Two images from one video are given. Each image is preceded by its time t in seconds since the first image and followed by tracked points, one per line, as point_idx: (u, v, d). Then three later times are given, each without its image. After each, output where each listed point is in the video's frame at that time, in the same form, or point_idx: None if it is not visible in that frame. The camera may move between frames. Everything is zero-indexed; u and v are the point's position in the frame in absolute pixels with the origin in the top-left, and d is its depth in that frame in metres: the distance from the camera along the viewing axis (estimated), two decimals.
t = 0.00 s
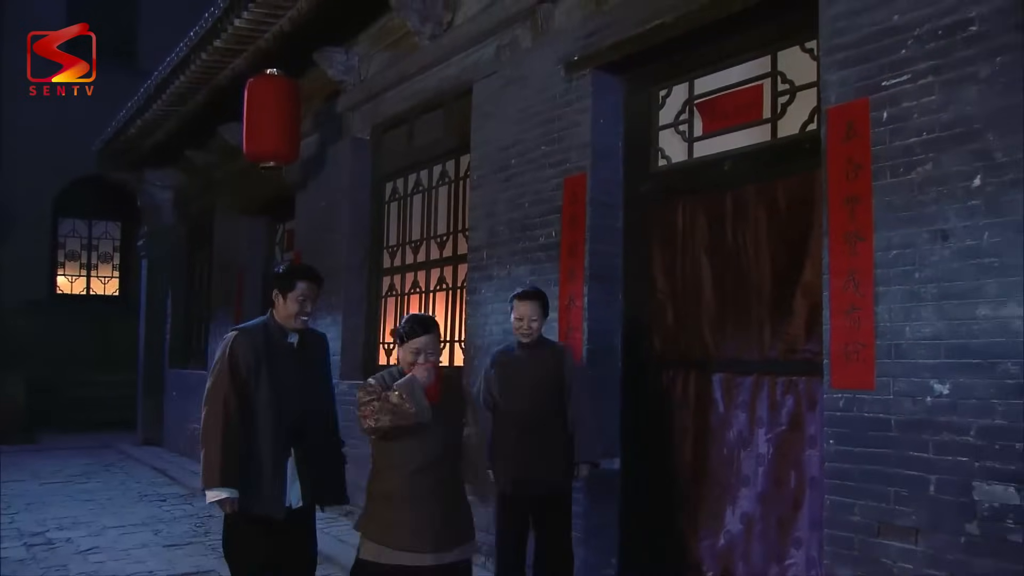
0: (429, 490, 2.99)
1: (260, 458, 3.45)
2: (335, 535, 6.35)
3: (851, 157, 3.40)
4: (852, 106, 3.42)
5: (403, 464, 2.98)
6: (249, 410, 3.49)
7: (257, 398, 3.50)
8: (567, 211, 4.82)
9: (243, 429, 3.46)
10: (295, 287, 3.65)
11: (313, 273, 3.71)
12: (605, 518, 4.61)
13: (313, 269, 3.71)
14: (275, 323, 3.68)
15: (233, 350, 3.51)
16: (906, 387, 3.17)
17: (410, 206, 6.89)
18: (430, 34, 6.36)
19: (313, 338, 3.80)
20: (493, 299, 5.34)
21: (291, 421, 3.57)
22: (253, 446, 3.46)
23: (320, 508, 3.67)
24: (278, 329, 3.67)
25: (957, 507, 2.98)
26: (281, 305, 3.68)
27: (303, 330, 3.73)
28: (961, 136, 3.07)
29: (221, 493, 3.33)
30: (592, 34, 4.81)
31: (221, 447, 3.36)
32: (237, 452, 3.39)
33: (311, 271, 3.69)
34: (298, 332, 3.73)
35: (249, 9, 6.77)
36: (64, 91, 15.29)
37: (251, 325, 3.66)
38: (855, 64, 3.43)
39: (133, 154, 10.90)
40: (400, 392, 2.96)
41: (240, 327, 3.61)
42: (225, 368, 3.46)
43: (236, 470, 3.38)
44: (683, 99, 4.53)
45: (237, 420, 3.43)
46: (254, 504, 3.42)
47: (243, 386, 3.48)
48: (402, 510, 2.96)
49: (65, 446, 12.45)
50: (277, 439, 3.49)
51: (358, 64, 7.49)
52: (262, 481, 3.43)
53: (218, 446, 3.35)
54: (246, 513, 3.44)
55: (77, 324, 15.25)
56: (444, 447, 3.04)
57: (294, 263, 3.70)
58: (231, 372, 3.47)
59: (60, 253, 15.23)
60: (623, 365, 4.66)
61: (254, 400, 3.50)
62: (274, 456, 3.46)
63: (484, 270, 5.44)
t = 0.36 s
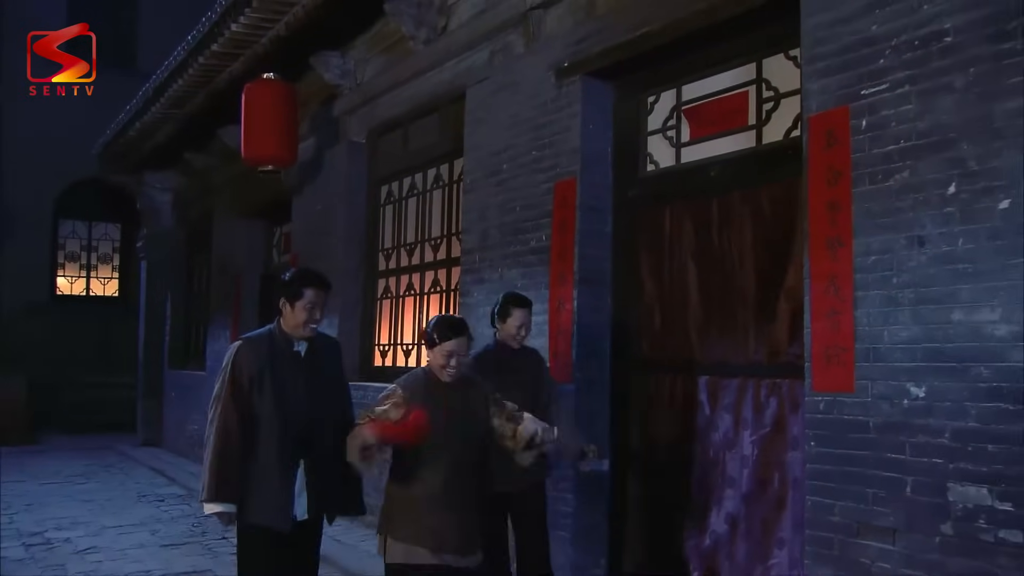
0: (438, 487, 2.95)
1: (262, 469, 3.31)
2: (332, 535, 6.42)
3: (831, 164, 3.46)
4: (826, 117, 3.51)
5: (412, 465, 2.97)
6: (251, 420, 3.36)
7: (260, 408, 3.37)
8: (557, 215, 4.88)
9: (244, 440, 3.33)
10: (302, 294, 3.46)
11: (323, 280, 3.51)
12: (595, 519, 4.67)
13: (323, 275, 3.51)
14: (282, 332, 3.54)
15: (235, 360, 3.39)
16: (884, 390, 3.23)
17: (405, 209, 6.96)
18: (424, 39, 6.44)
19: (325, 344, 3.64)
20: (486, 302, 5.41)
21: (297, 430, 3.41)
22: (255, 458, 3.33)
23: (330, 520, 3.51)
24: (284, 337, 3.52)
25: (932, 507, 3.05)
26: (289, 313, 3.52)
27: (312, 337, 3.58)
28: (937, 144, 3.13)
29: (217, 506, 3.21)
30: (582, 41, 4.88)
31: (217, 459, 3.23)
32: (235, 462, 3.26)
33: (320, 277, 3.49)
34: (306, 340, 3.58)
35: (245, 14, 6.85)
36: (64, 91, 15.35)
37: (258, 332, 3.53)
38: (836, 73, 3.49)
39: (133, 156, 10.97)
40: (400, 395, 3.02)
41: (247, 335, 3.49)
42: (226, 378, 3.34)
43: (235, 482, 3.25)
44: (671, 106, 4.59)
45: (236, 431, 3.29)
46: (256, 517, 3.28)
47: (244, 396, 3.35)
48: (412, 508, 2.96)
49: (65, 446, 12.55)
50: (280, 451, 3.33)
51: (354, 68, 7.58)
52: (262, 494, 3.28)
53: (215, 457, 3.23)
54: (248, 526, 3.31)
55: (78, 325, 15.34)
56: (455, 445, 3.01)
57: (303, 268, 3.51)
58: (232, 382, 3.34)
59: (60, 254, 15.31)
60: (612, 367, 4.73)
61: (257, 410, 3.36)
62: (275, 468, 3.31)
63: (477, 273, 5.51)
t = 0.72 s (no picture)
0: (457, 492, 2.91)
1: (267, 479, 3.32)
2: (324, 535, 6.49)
3: (808, 173, 3.53)
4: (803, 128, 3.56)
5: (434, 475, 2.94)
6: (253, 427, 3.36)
7: (262, 415, 3.37)
8: (544, 221, 4.95)
9: (247, 448, 3.33)
10: (305, 295, 3.47)
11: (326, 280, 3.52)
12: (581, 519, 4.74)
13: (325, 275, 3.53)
14: (282, 332, 3.55)
15: (234, 365, 3.37)
16: (858, 394, 3.30)
17: (396, 212, 7.02)
18: (416, 44, 6.53)
19: (325, 344, 3.65)
20: (475, 305, 5.48)
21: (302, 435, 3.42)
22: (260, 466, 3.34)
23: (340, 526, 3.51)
24: (285, 338, 3.53)
25: (903, 509, 3.12)
26: (291, 311, 3.52)
27: (313, 336, 3.59)
28: (910, 154, 3.20)
29: (221, 519, 3.21)
30: (569, 48, 4.95)
31: (220, 469, 3.22)
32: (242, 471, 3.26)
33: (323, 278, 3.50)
34: (307, 339, 3.60)
35: (238, 19, 6.92)
36: (63, 92, 15.43)
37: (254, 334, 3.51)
38: (813, 83, 3.56)
39: (130, 158, 11.03)
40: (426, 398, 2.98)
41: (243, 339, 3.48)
42: (226, 385, 3.33)
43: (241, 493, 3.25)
44: (656, 113, 4.67)
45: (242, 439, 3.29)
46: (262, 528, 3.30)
47: (245, 403, 3.35)
48: (432, 514, 2.93)
49: (62, 447, 12.62)
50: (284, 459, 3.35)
51: (346, 72, 7.61)
52: (269, 503, 3.31)
53: (218, 467, 3.22)
54: (255, 536, 3.31)
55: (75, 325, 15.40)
56: (478, 451, 2.94)
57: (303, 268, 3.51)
58: (232, 389, 3.33)
59: (57, 255, 15.38)
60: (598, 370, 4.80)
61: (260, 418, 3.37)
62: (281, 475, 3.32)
63: (466, 276, 5.58)
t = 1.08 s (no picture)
0: (491, 489, 3.08)
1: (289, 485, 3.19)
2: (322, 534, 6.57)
3: (792, 180, 3.60)
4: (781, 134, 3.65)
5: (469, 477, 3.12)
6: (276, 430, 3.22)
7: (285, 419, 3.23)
8: (537, 225, 5.03)
9: (270, 453, 3.18)
10: (332, 298, 3.35)
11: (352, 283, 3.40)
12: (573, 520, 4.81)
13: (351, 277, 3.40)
14: (305, 335, 3.40)
15: (257, 366, 3.21)
16: (839, 398, 3.37)
17: (394, 215, 7.10)
18: (414, 49, 6.60)
19: (346, 349, 3.52)
20: (470, 307, 5.55)
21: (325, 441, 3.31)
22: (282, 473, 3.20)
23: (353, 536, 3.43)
24: (308, 341, 3.38)
25: (882, 511, 3.19)
26: (316, 314, 3.37)
27: (337, 341, 3.45)
28: (890, 162, 3.27)
29: (245, 526, 3.04)
30: (561, 55, 5.02)
31: (245, 473, 3.06)
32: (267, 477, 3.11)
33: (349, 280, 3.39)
34: (329, 344, 3.45)
35: (239, 23, 7.01)
36: (64, 91, 15.53)
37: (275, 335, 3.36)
38: (797, 92, 3.63)
39: (132, 159, 11.12)
40: (456, 397, 3.15)
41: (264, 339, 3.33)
42: (250, 386, 3.17)
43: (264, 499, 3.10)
44: (647, 119, 4.73)
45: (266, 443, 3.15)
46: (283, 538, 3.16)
47: (268, 405, 3.20)
48: (471, 515, 3.11)
49: (65, 445, 12.74)
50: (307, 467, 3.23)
51: (345, 75, 7.69)
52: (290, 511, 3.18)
53: (243, 472, 3.06)
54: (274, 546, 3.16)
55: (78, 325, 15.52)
56: (510, 448, 3.12)
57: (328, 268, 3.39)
58: (257, 391, 3.18)
59: (60, 254, 15.50)
60: (590, 372, 4.87)
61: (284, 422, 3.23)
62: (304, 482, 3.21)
63: (461, 279, 5.66)
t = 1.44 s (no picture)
0: (513, 500, 2.97)
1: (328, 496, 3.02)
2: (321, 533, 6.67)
3: (775, 187, 3.67)
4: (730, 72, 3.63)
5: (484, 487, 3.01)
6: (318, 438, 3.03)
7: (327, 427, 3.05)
8: (529, 228, 5.11)
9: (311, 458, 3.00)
10: (379, 303, 3.14)
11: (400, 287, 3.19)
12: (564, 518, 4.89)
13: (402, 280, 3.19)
14: (350, 337, 3.20)
15: (302, 370, 3.01)
16: (819, 399, 3.45)
17: (391, 218, 7.18)
18: (410, 53, 6.69)
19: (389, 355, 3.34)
20: (464, 310, 5.63)
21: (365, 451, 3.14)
22: (322, 483, 3.02)
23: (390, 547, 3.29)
24: (353, 347, 3.18)
25: (860, 509, 3.27)
26: (360, 317, 3.18)
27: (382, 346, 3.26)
28: (868, 169, 3.34)
29: (281, 535, 2.86)
30: (552, 61, 5.10)
31: (285, 480, 2.87)
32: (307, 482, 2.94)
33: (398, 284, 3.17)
34: (374, 349, 3.26)
35: (237, 28, 7.09)
36: (64, 91, 15.63)
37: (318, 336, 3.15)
38: (779, 99, 3.71)
39: (133, 162, 11.22)
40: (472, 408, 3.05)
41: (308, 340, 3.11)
42: (293, 391, 2.97)
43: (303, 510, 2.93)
44: (636, 124, 4.81)
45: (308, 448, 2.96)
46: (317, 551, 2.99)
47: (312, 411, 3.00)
48: (488, 527, 2.98)
49: (68, 446, 12.85)
50: (347, 478, 3.06)
51: (343, 79, 7.76)
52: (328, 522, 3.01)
53: (283, 482, 2.87)
54: (307, 557, 2.99)
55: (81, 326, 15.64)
56: (532, 458, 3.01)
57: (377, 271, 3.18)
58: (301, 395, 2.98)
59: (63, 256, 15.61)
60: (580, 374, 4.95)
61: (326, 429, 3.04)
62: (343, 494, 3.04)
63: (456, 281, 5.74)
